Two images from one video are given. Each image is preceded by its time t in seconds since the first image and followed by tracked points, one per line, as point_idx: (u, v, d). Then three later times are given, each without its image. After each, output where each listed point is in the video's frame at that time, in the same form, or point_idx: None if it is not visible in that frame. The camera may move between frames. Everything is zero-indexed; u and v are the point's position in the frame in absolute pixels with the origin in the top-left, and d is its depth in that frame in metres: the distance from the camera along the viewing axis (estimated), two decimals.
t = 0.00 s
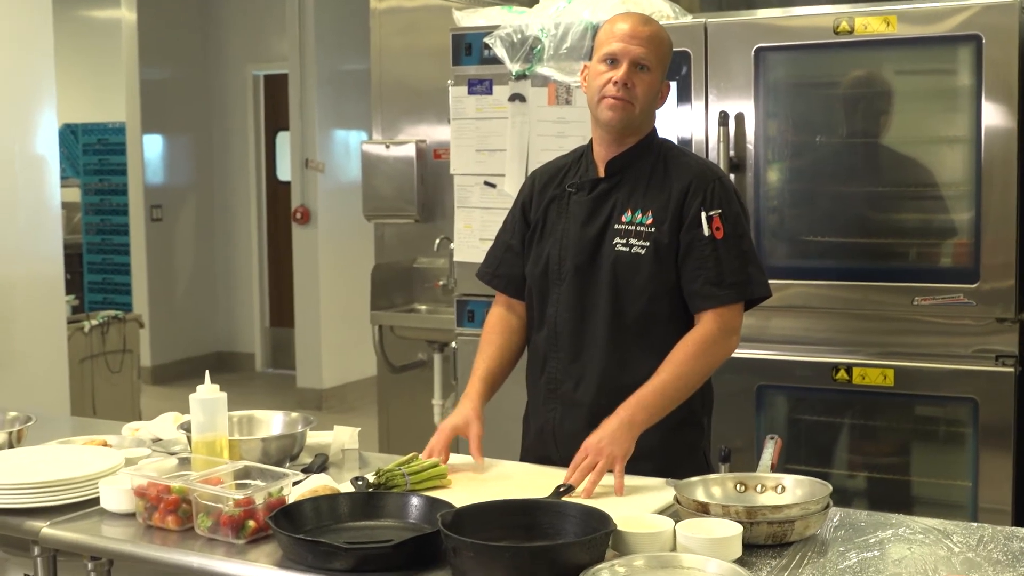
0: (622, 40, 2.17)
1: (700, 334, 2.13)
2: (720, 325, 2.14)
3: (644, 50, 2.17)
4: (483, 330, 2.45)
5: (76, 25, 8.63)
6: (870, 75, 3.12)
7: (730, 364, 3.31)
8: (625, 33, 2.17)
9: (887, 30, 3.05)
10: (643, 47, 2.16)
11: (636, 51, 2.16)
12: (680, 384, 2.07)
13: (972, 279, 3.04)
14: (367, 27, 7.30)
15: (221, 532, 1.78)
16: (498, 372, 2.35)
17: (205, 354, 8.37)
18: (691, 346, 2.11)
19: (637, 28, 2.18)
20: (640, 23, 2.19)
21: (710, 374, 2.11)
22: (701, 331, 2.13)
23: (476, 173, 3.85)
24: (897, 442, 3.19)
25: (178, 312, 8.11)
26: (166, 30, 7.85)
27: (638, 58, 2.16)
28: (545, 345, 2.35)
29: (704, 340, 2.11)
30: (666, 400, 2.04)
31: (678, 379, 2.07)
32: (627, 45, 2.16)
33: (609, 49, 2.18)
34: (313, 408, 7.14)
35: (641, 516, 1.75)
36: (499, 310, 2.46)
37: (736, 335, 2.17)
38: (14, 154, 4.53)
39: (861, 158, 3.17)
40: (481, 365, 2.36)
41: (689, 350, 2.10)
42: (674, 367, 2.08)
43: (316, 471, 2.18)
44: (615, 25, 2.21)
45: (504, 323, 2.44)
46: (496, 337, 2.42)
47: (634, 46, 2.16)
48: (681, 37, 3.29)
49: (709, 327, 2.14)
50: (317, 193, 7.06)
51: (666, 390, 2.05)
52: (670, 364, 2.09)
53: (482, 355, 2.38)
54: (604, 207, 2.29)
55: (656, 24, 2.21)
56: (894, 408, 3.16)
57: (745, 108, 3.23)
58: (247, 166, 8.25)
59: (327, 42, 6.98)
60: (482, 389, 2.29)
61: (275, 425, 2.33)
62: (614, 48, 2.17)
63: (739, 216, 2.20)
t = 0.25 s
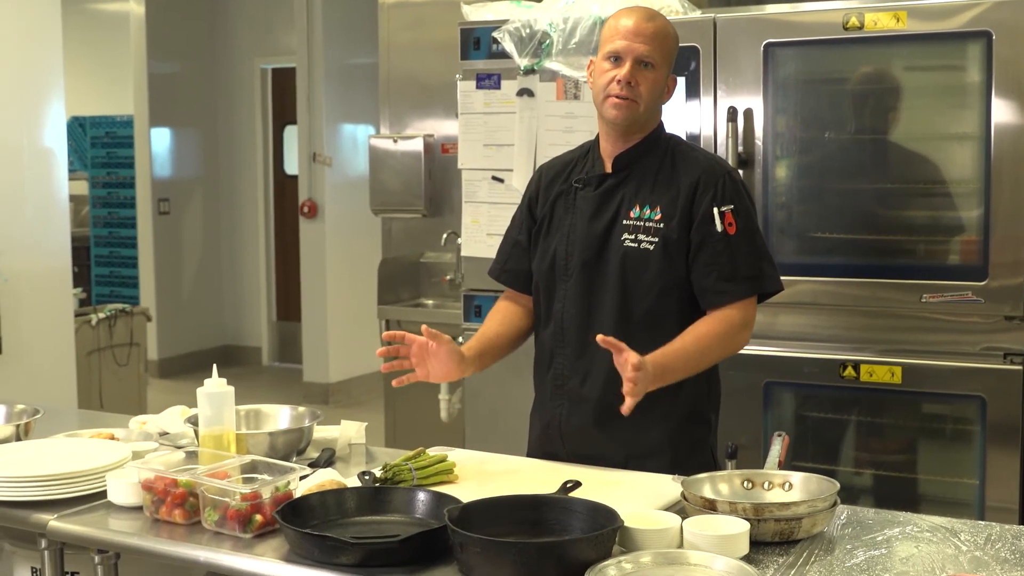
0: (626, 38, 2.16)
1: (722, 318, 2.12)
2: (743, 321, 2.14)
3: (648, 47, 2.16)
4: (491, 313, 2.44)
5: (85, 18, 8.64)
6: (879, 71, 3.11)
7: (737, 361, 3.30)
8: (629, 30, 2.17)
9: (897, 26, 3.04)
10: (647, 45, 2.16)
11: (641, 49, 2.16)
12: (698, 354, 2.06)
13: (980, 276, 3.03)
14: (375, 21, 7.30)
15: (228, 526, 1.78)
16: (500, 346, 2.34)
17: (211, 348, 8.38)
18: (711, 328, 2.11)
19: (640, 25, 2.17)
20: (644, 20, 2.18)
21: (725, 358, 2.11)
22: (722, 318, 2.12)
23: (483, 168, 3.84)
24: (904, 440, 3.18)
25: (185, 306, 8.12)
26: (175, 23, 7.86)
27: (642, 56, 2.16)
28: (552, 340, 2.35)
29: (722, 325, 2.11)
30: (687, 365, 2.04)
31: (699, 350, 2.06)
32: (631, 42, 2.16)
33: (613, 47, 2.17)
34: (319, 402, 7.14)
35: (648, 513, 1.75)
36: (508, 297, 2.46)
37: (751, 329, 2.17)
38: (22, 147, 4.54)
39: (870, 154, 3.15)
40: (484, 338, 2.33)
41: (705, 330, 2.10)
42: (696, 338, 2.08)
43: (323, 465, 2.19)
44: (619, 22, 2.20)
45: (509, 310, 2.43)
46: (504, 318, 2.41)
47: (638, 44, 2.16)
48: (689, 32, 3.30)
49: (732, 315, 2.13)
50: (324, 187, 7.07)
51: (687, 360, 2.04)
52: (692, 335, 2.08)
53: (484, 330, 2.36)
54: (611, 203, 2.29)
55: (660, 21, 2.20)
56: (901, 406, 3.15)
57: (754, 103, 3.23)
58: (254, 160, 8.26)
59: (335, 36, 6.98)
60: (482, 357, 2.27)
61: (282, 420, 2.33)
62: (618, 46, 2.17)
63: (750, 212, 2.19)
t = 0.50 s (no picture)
0: (630, 41, 2.16)
1: (715, 330, 2.13)
2: (737, 325, 2.14)
3: (653, 50, 2.16)
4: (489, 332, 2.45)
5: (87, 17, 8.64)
6: (880, 77, 3.11)
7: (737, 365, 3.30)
8: (633, 33, 2.17)
9: (899, 32, 3.04)
10: (651, 48, 2.16)
11: (645, 52, 2.16)
12: (702, 373, 2.07)
13: (981, 282, 3.03)
14: (378, 22, 7.30)
15: (226, 528, 1.78)
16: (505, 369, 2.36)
17: (211, 349, 8.39)
18: (707, 341, 2.11)
19: (645, 28, 2.17)
20: (648, 23, 2.18)
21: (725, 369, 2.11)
22: (718, 328, 2.13)
23: (484, 171, 3.84)
24: (903, 445, 3.18)
25: (185, 306, 8.12)
26: (178, 23, 7.87)
27: (647, 59, 2.16)
28: (552, 344, 2.35)
29: (718, 338, 2.11)
30: (682, 392, 2.04)
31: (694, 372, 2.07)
32: (636, 45, 2.16)
33: (617, 50, 2.17)
34: (319, 404, 7.14)
35: (646, 518, 1.75)
36: (508, 310, 2.47)
37: (749, 333, 2.16)
38: (23, 146, 4.53)
39: (871, 160, 3.15)
40: (487, 364, 2.36)
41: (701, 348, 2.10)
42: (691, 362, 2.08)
43: (321, 468, 2.18)
44: (623, 25, 2.20)
45: (511, 325, 2.44)
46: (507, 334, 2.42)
47: (643, 47, 2.16)
48: (691, 36, 3.29)
49: (727, 324, 2.13)
50: (325, 188, 7.07)
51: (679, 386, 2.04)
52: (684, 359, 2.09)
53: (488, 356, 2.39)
54: (612, 207, 2.29)
55: (664, 24, 2.20)
56: (901, 412, 3.15)
57: (756, 108, 3.23)
58: (256, 160, 8.26)
59: (337, 37, 6.98)
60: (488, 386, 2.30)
61: (280, 422, 2.33)
62: (623, 49, 2.17)
63: (749, 216, 2.19)
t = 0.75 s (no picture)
0: (624, 46, 2.17)
1: (710, 345, 2.15)
2: (730, 334, 2.16)
3: (647, 55, 2.16)
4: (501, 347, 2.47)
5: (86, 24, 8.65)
6: (878, 80, 3.11)
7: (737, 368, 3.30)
8: (627, 38, 2.17)
9: (897, 35, 3.04)
10: (646, 53, 2.16)
11: (640, 57, 2.16)
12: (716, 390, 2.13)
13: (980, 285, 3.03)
14: (376, 27, 7.31)
15: (226, 534, 1.78)
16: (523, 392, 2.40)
17: (211, 355, 8.38)
18: (707, 359, 2.14)
19: (639, 32, 2.17)
20: (642, 27, 2.18)
21: (728, 386, 2.14)
22: (712, 343, 2.15)
23: (483, 176, 3.84)
24: (903, 448, 3.18)
25: (185, 312, 8.12)
26: (177, 29, 7.88)
27: (641, 63, 2.16)
28: (551, 350, 2.35)
29: (718, 354, 2.14)
30: (701, 415, 2.10)
31: (703, 400, 2.11)
32: (630, 50, 2.16)
33: (611, 55, 2.18)
34: (319, 409, 7.14)
35: (646, 522, 1.75)
36: (515, 323, 2.47)
37: (743, 340, 2.18)
38: (22, 153, 4.54)
39: (869, 163, 3.15)
40: (505, 388, 2.40)
41: (704, 369, 2.13)
42: (696, 389, 2.12)
43: (321, 473, 2.18)
44: (617, 29, 2.20)
45: (519, 338, 2.45)
46: (517, 349, 2.45)
47: (638, 52, 2.16)
48: (690, 40, 3.29)
49: (718, 337, 2.15)
50: (325, 193, 7.07)
51: (693, 418, 2.09)
52: (691, 387, 2.13)
53: (504, 378, 2.42)
54: (609, 212, 2.29)
55: (658, 27, 2.20)
56: (901, 415, 3.15)
57: (754, 112, 3.23)
58: (255, 166, 8.26)
59: (336, 42, 6.99)
60: (509, 413, 2.35)
61: (280, 427, 2.33)
62: (617, 54, 2.17)
63: (746, 220, 2.19)
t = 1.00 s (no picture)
0: (612, 53, 2.16)
1: (704, 350, 2.15)
2: (723, 339, 2.16)
3: (635, 61, 2.16)
4: (489, 350, 2.48)
5: (78, 32, 8.64)
6: (869, 83, 3.12)
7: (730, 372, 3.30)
8: (615, 45, 2.16)
9: (887, 38, 3.05)
10: (634, 59, 2.16)
11: (628, 63, 2.16)
12: (711, 394, 2.13)
13: (972, 287, 3.04)
14: (368, 34, 7.31)
15: (220, 542, 1.78)
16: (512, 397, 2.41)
17: (204, 362, 8.37)
18: (700, 365, 2.14)
19: (626, 38, 2.17)
20: (629, 33, 2.17)
21: (723, 391, 2.15)
22: (705, 349, 2.15)
23: (475, 182, 3.84)
24: (896, 450, 3.19)
25: (178, 320, 8.11)
26: (169, 37, 7.87)
27: (629, 70, 2.16)
28: (543, 356, 2.35)
29: (711, 360, 2.14)
30: (696, 420, 2.11)
31: (698, 406, 2.11)
32: (618, 57, 2.16)
33: (599, 62, 2.18)
34: (313, 416, 7.12)
35: (640, 526, 1.75)
36: (504, 326, 2.46)
37: (737, 345, 2.18)
38: (14, 162, 4.53)
39: (860, 166, 3.16)
40: (494, 393, 2.41)
41: (698, 374, 2.13)
42: (691, 394, 2.12)
43: (315, 480, 2.18)
44: (605, 34, 2.19)
45: (508, 342, 2.45)
46: (506, 353, 2.45)
47: (626, 58, 2.16)
48: (680, 45, 3.30)
49: (711, 342, 2.15)
50: (317, 200, 7.07)
51: (688, 424, 2.10)
52: (686, 392, 2.13)
53: (493, 383, 2.43)
54: (599, 218, 2.29)
55: (646, 32, 2.20)
56: (894, 417, 3.16)
57: (745, 116, 3.23)
58: (247, 173, 8.25)
59: (328, 49, 6.99)
60: (498, 417, 2.36)
61: (274, 434, 2.33)
62: (605, 62, 2.17)
63: (736, 225, 2.20)
